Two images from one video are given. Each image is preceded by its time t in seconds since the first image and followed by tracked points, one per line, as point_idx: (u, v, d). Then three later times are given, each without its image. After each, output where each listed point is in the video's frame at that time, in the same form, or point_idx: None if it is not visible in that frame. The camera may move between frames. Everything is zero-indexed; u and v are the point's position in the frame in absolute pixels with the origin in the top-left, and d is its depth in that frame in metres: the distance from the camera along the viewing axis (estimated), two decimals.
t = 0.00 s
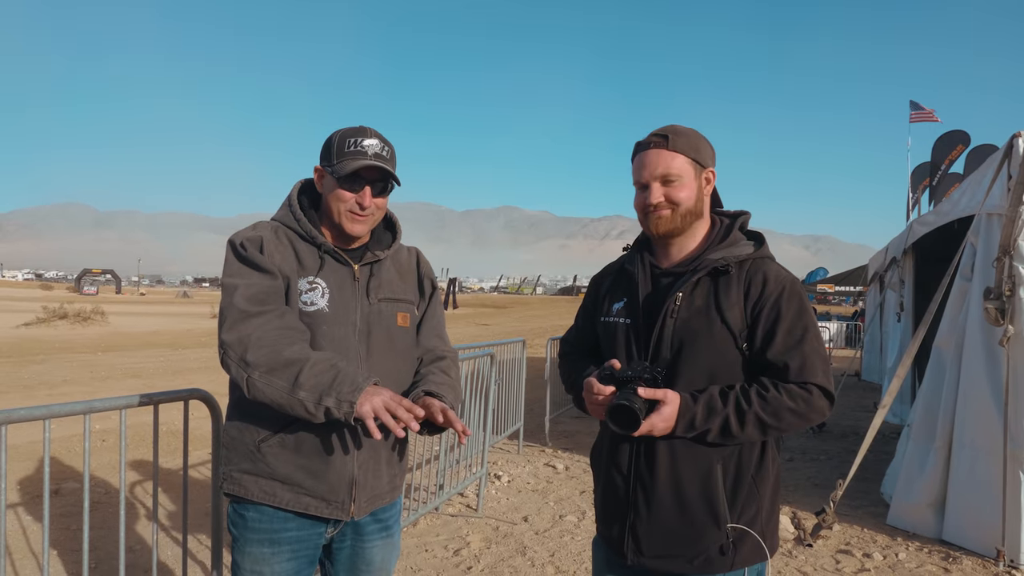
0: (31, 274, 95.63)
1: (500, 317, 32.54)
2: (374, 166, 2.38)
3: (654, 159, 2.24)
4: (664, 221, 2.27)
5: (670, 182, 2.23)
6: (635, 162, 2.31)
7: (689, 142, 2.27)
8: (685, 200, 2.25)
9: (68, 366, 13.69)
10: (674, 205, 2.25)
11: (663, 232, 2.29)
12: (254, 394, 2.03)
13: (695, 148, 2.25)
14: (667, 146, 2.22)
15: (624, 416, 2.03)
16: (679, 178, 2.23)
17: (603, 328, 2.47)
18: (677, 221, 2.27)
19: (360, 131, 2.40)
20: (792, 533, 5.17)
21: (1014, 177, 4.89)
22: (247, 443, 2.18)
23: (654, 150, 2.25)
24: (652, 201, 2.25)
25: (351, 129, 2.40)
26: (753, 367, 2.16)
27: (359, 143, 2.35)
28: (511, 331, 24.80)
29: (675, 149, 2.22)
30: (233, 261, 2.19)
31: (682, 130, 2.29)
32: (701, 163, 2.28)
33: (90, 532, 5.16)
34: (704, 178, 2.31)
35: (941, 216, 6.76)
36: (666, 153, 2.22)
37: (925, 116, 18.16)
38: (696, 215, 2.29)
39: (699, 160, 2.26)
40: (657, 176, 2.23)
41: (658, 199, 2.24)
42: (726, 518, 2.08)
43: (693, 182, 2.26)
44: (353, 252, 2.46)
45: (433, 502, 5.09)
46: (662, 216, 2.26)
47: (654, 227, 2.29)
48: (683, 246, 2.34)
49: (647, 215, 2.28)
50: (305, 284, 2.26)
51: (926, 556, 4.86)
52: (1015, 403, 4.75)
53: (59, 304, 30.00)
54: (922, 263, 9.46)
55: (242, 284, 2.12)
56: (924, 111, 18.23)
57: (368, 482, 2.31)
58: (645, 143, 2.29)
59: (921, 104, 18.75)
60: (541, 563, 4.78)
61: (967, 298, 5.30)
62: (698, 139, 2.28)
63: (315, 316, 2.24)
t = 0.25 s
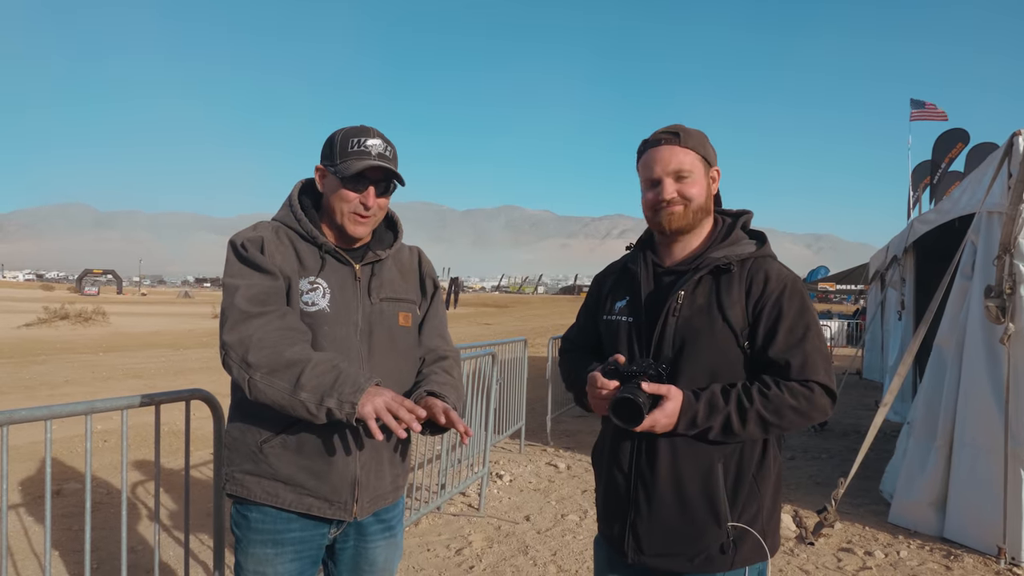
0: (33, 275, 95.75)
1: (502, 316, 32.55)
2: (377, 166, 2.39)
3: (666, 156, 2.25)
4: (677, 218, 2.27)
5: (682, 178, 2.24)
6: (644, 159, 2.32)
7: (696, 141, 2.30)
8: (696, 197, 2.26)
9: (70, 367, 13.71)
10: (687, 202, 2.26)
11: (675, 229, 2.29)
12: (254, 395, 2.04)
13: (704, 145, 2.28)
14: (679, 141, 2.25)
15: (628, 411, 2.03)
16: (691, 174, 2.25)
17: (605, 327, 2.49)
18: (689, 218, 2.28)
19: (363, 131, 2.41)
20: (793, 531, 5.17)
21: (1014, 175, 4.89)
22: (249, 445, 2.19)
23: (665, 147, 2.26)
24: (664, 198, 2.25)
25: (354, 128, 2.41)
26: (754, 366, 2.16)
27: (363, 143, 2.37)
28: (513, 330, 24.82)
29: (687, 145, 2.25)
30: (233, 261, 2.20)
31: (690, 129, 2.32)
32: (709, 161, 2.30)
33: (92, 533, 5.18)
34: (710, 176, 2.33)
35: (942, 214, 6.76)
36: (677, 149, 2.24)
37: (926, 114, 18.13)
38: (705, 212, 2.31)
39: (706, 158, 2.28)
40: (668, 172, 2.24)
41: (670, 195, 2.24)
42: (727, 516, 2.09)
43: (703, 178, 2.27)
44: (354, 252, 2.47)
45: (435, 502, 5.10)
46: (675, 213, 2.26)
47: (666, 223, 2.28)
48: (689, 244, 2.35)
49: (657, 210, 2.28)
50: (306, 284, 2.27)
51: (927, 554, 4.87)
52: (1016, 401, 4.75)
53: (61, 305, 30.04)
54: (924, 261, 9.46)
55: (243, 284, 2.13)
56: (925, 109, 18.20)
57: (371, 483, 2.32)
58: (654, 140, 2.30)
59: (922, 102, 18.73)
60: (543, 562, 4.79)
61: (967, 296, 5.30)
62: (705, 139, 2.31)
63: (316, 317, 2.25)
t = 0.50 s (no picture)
0: (34, 275, 95.88)
1: (503, 315, 32.55)
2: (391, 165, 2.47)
3: (665, 155, 2.26)
4: (675, 217, 2.27)
5: (681, 178, 2.25)
6: (644, 158, 2.33)
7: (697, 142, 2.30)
8: (695, 197, 2.27)
9: (72, 367, 13.74)
10: (684, 201, 2.27)
11: (673, 228, 2.30)
12: (255, 401, 2.06)
13: (704, 146, 2.29)
14: (680, 141, 2.25)
15: (628, 409, 2.03)
16: (688, 174, 2.25)
17: (605, 325, 2.50)
18: (687, 217, 2.28)
19: (372, 130, 2.46)
20: (795, 530, 5.18)
21: (1015, 174, 4.89)
22: (252, 447, 2.21)
23: (665, 146, 2.27)
24: (663, 197, 2.26)
25: (365, 127, 2.45)
26: (753, 365, 2.17)
27: (380, 142, 2.44)
28: (514, 330, 24.83)
29: (685, 146, 2.25)
30: (228, 265, 2.21)
31: (690, 130, 2.33)
32: (710, 161, 2.31)
33: (93, 533, 5.19)
34: (709, 177, 2.34)
35: (942, 213, 6.77)
36: (677, 149, 2.25)
37: (926, 113, 18.13)
38: (704, 212, 2.32)
39: (705, 158, 2.29)
40: (667, 171, 2.25)
41: (668, 193, 2.26)
42: (726, 514, 2.10)
43: (702, 179, 2.28)
44: (351, 251, 2.47)
45: (436, 501, 5.11)
46: (673, 212, 2.27)
47: (665, 223, 2.29)
48: (688, 243, 2.35)
49: (657, 209, 2.29)
50: (304, 286, 2.28)
51: (928, 552, 4.88)
52: (1016, 400, 4.76)
53: (62, 305, 30.09)
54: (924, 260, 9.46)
55: (240, 289, 2.14)
56: (926, 108, 18.19)
57: (375, 483, 2.33)
58: (654, 140, 2.31)
59: (923, 100, 18.71)
60: (545, 561, 4.80)
61: (968, 295, 5.31)
62: (704, 139, 2.32)
63: (315, 319, 2.26)
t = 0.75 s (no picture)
0: (36, 275, 95.98)
1: (504, 315, 32.55)
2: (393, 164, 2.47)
3: (644, 161, 2.31)
4: (646, 221, 2.35)
5: (654, 184, 2.29)
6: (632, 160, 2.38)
7: (680, 145, 2.31)
8: (668, 202, 2.29)
9: (73, 367, 13.76)
10: (654, 207, 2.31)
11: (646, 232, 2.37)
12: (256, 402, 2.07)
13: (683, 152, 2.29)
14: (655, 148, 2.29)
15: (625, 408, 2.04)
16: (662, 181, 2.28)
17: (603, 323, 2.50)
18: (658, 223, 2.33)
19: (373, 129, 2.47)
20: (796, 528, 5.18)
21: (1015, 173, 4.90)
22: (256, 448, 2.22)
23: (646, 151, 2.32)
24: (636, 201, 2.34)
25: (368, 126, 2.45)
26: (750, 363, 2.18)
27: (384, 143, 2.44)
28: (515, 329, 24.84)
29: (660, 152, 2.28)
30: (227, 266, 2.21)
31: (686, 131, 2.33)
32: (693, 167, 2.31)
33: (95, 532, 5.21)
34: (696, 181, 2.33)
35: (943, 212, 6.77)
36: (655, 155, 2.29)
37: (928, 112, 18.12)
38: (681, 218, 2.32)
39: (687, 164, 2.29)
40: (641, 177, 2.32)
41: (638, 199, 2.34)
42: (722, 510, 2.10)
43: (679, 185, 2.29)
44: (350, 250, 2.48)
45: (438, 500, 5.13)
46: (644, 216, 2.35)
47: (638, 225, 2.38)
48: (676, 246, 2.38)
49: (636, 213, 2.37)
50: (303, 287, 2.29)
51: (930, 551, 4.88)
52: (1017, 398, 4.76)
53: (64, 305, 30.14)
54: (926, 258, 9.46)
55: (239, 291, 2.15)
56: (927, 107, 18.18)
57: (379, 482, 2.34)
58: (643, 144, 2.36)
59: (924, 99, 18.70)
60: (546, 560, 4.81)
61: (969, 293, 5.31)
62: (695, 142, 2.31)
63: (315, 320, 2.27)
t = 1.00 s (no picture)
0: (38, 275, 96.09)
1: (505, 314, 32.54)
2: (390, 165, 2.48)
3: (645, 162, 2.32)
4: (645, 221, 2.36)
5: (653, 185, 2.30)
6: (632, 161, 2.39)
7: (680, 146, 2.31)
8: (668, 203, 2.29)
9: (75, 367, 13.77)
10: (653, 208, 2.32)
11: (645, 232, 2.38)
12: (259, 403, 2.08)
13: (684, 154, 2.28)
14: (655, 149, 2.30)
15: (623, 405, 2.04)
16: (662, 182, 2.29)
17: (602, 322, 2.50)
18: (657, 223, 2.33)
19: (371, 130, 2.46)
20: (798, 527, 5.18)
21: (1016, 171, 4.89)
22: (261, 450, 2.22)
23: (646, 153, 2.32)
24: (635, 201, 2.35)
25: (364, 127, 2.45)
26: (747, 363, 2.18)
27: (380, 143, 2.45)
28: (516, 327, 24.85)
29: (660, 154, 2.28)
30: (230, 269, 2.22)
31: (682, 132, 2.33)
32: (693, 169, 2.30)
33: (98, 532, 5.21)
34: (695, 182, 2.32)
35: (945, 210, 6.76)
36: (655, 157, 2.30)
37: (929, 110, 18.10)
38: (680, 219, 2.32)
39: (686, 165, 2.29)
40: (640, 178, 2.33)
41: (637, 199, 2.34)
42: (719, 506, 2.11)
43: (676, 186, 2.29)
44: (352, 250, 2.48)
45: (439, 499, 5.13)
46: (643, 216, 2.35)
47: (637, 225, 2.38)
48: (674, 246, 2.38)
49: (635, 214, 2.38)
50: (305, 288, 2.29)
51: (932, 549, 4.88)
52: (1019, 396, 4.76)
53: (65, 305, 30.18)
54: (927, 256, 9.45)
55: (242, 293, 2.15)
56: (928, 105, 18.16)
57: (385, 481, 2.34)
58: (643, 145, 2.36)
59: (925, 97, 18.67)
60: (548, 559, 4.81)
61: (970, 291, 5.31)
62: (693, 143, 2.31)
63: (317, 321, 2.27)
